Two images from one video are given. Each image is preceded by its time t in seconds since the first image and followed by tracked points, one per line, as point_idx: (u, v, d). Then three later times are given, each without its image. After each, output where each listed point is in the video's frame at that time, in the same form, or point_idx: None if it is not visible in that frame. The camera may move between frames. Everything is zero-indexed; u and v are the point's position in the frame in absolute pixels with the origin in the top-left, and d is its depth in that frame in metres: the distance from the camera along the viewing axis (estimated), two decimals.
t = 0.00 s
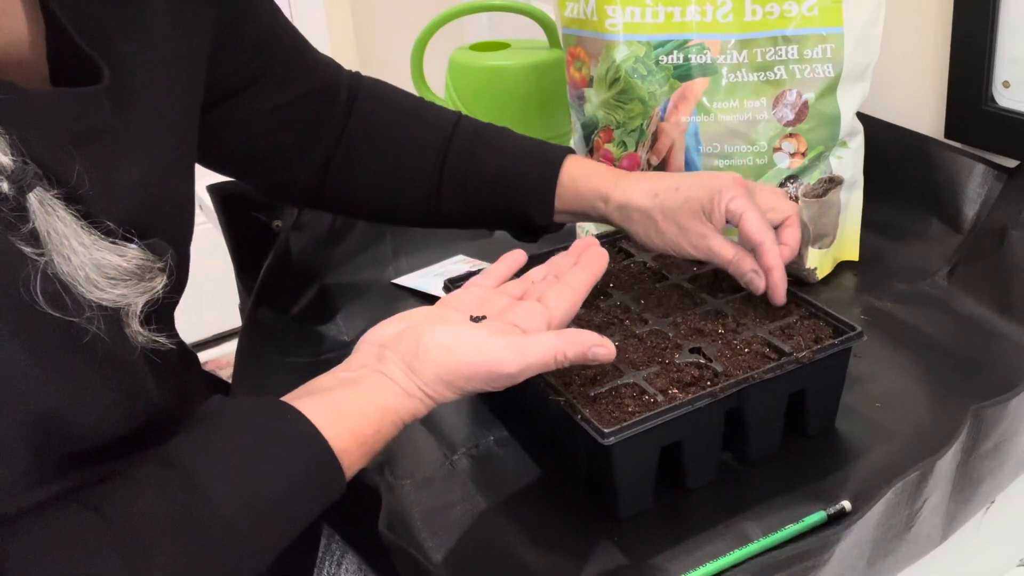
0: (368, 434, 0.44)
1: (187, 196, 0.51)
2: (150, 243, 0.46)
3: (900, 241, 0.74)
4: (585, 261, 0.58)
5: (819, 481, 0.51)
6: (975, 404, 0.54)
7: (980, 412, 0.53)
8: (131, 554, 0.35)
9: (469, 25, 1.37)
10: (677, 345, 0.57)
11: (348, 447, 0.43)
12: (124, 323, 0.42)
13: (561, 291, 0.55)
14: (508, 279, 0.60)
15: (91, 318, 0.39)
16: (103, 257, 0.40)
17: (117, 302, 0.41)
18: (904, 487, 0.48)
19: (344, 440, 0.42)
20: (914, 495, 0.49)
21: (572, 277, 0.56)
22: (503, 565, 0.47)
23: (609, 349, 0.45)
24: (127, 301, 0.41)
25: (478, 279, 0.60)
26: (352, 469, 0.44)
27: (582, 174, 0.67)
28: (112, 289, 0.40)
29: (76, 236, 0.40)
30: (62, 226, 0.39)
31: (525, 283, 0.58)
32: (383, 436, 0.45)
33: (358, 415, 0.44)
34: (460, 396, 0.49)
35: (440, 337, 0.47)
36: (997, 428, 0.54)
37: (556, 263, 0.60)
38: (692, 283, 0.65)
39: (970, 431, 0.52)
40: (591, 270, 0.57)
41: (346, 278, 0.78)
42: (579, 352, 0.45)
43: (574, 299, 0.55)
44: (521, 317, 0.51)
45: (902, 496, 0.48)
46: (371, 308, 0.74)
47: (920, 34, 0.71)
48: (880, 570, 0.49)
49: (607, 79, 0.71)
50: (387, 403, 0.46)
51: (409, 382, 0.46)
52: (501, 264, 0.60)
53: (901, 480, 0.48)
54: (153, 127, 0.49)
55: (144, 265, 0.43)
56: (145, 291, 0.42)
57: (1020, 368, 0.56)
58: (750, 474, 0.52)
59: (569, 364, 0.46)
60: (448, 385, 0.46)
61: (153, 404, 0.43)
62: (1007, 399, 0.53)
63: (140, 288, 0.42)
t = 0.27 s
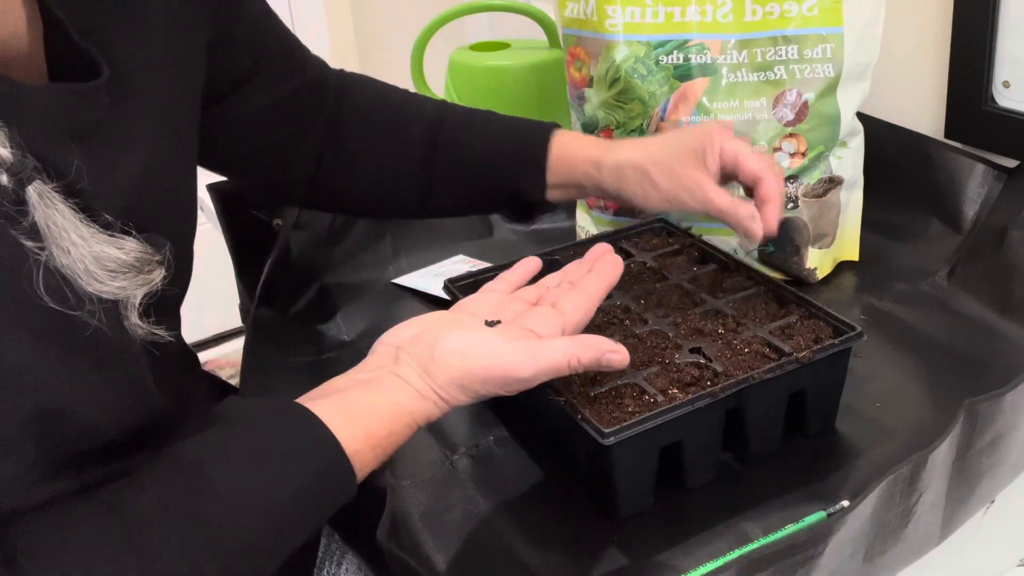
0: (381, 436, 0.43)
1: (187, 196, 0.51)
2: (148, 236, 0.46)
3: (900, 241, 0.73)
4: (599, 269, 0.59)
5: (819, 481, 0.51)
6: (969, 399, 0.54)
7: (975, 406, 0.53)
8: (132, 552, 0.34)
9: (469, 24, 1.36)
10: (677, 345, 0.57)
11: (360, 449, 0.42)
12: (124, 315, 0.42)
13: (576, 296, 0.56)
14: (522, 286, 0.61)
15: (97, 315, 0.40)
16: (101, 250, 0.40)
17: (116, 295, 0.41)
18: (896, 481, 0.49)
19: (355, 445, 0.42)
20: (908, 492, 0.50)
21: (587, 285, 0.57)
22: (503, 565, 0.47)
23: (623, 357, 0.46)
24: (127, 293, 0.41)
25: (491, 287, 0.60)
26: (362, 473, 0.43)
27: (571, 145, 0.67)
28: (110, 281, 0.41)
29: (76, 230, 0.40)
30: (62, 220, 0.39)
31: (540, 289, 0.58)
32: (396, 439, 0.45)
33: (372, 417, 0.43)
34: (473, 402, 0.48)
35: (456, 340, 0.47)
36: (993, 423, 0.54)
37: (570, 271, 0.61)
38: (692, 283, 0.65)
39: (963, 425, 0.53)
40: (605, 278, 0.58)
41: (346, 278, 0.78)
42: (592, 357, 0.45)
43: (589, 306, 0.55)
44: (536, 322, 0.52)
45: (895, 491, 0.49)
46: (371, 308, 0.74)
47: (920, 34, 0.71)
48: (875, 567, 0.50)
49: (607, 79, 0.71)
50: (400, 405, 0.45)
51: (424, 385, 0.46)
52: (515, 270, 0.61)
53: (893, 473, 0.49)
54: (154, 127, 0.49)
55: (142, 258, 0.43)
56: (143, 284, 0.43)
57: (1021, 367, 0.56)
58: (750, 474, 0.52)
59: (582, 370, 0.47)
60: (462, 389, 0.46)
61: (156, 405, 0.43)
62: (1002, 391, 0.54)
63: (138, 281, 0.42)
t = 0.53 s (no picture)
0: (407, 433, 0.44)
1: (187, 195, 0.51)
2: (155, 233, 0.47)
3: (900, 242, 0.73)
4: (623, 262, 0.60)
5: (819, 482, 0.51)
6: (964, 396, 0.55)
7: (970, 404, 0.54)
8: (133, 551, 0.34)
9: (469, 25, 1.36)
10: (677, 345, 0.57)
11: (383, 444, 0.42)
12: (124, 297, 0.42)
13: (602, 293, 0.58)
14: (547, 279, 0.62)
15: (106, 303, 0.41)
16: (97, 230, 0.40)
17: (114, 275, 0.41)
18: (894, 477, 0.49)
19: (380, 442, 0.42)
20: (906, 489, 0.50)
21: (612, 278, 0.59)
22: (503, 566, 0.47)
23: (646, 363, 0.47)
24: (123, 273, 0.42)
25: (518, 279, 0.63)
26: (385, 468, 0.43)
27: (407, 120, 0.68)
28: (108, 262, 0.41)
29: (71, 209, 0.39)
30: (56, 198, 0.38)
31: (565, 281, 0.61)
32: (419, 436, 0.45)
33: (396, 412, 0.43)
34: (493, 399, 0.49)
35: (479, 337, 0.47)
36: (991, 421, 0.54)
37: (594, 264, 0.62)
38: (693, 283, 0.65)
39: (960, 423, 0.53)
40: (631, 272, 0.59)
41: (346, 278, 0.78)
42: (616, 362, 0.46)
43: (615, 298, 0.58)
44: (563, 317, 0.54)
45: (893, 488, 0.49)
46: (371, 308, 0.74)
47: (920, 35, 0.71)
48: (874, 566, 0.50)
49: (607, 79, 0.71)
50: (423, 401, 0.45)
51: (449, 382, 0.46)
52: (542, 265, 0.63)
53: (891, 471, 0.49)
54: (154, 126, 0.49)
55: (138, 238, 0.43)
56: (139, 264, 0.43)
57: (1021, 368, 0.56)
58: (750, 475, 0.52)
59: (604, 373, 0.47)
60: (485, 387, 0.47)
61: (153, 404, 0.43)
62: (1000, 390, 0.54)
63: (135, 261, 0.43)
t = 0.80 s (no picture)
0: (408, 423, 0.44)
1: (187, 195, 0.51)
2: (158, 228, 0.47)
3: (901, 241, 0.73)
4: (622, 254, 0.58)
5: (819, 482, 0.51)
6: (973, 403, 0.54)
7: (978, 412, 0.53)
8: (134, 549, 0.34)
9: (469, 25, 1.36)
10: (677, 345, 0.57)
11: (384, 434, 0.42)
12: (123, 288, 0.42)
13: (601, 279, 0.56)
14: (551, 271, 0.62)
15: (109, 298, 0.41)
16: (95, 221, 0.40)
17: (112, 266, 0.41)
18: (903, 484, 0.48)
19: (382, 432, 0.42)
20: (913, 494, 0.49)
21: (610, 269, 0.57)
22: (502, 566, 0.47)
23: (645, 355, 0.47)
24: (122, 264, 0.41)
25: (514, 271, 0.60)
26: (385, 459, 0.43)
27: (372, 142, 0.69)
28: (107, 253, 0.40)
29: (68, 201, 0.39)
30: (53, 190, 0.38)
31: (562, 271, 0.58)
32: (420, 426, 0.45)
33: (396, 402, 0.43)
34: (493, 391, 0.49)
35: (480, 328, 0.47)
36: (996, 426, 0.54)
37: (595, 257, 0.62)
38: (692, 282, 0.65)
39: (968, 429, 0.52)
40: (629, 262, 0.57)
41: (346, 278, 0.78)
42: (615, 354, 0.46)
43: (613, 288, 0.55)
44: (558, 305, 0.53)
45: (900, 495, 0.48)
46: (372, 308, 0.74)
47: (920, 35, 0.71)
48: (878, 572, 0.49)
49: (607, 79, 0.72)
50: (424, 392, 0.45)
51: (450, 373, 0.46)
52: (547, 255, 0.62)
53: (902, 478, 0.48)
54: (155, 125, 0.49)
55: (137, 229, 0.43)
56: (138, 255, 0.42)
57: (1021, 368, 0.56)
58: (750, 475, 0.52)
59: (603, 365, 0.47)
60: (485, 378, 0.47)
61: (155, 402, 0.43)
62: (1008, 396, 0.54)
63: (133, 252, 0.42)
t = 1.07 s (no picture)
0: (410, 419, 0.44)
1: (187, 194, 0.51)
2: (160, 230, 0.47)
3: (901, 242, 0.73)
4: (617, 246, 0.60)
5: (820, 482, 0.51)
6: (977, 406, 0.54)
7: (982, 415, 0.53)
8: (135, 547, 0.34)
9: (469, 25, 1.37)
10: (676, 345, 0.57)
11: (386, 432, 0.42)
12: (124, 283, 0.41)
13: (596, 273, 0.58)
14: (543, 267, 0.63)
15: (116, 296, 0.41)
16: (96, 217, 0.40)
17: (114, 262, 0.40)
18: (909, 489, 0.47)
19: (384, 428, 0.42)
20: (918, 498, 0.48)
21: (605, 262, 0.58)
22: (502, 566, 0.47)
23: (644, 348, 0.47)
24: (124, 260, 0.41)
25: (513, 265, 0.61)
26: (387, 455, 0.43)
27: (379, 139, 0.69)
28: (109, 249, 0.40)
29: (70, 197, 0.39)
30: (55, 185, 0.38)
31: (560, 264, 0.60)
32: (421, 422, 0.45)
33: (397, 400, 0.43)
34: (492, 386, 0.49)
35: (480, 324, 0.47)
36: (999, 429, 0.53)
37: (588, 250, 0.63)
38: (693, 282, 0.65)
39: (972, 432, 0.52)
40: (625, 255, 0.59)
41: (346, 278, 0.78)
42: (614, 348, 0.46)
43: (608, 281, 0.57)
44: (556, 299, 0.54)
45: (905, 502, 0.48)
46: (372, 308, 0.74)
47: (920, 35, 0.71)
48: (880, 572, 0.49)
49: (607, 79, 0.72)
50: (424, 389, 0.45)
51: (450, 369, 0.46)
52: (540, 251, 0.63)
53: (907, 485, 0.47)
54: (155, 125, 0.49)
55: (138, 225, 0.42)
56: (140, 251, 0.42)
57: (1021, 368, 0.56)
58: (750, 475, 0.52)
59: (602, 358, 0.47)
60: (485, 374, 0.47)
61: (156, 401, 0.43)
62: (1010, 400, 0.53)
63: (135, 248, 0.42)
